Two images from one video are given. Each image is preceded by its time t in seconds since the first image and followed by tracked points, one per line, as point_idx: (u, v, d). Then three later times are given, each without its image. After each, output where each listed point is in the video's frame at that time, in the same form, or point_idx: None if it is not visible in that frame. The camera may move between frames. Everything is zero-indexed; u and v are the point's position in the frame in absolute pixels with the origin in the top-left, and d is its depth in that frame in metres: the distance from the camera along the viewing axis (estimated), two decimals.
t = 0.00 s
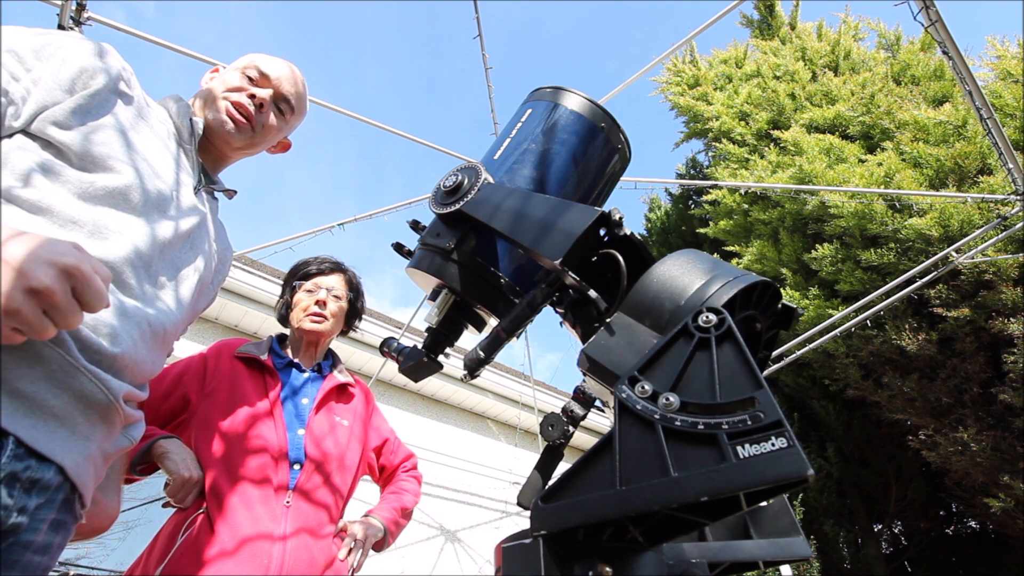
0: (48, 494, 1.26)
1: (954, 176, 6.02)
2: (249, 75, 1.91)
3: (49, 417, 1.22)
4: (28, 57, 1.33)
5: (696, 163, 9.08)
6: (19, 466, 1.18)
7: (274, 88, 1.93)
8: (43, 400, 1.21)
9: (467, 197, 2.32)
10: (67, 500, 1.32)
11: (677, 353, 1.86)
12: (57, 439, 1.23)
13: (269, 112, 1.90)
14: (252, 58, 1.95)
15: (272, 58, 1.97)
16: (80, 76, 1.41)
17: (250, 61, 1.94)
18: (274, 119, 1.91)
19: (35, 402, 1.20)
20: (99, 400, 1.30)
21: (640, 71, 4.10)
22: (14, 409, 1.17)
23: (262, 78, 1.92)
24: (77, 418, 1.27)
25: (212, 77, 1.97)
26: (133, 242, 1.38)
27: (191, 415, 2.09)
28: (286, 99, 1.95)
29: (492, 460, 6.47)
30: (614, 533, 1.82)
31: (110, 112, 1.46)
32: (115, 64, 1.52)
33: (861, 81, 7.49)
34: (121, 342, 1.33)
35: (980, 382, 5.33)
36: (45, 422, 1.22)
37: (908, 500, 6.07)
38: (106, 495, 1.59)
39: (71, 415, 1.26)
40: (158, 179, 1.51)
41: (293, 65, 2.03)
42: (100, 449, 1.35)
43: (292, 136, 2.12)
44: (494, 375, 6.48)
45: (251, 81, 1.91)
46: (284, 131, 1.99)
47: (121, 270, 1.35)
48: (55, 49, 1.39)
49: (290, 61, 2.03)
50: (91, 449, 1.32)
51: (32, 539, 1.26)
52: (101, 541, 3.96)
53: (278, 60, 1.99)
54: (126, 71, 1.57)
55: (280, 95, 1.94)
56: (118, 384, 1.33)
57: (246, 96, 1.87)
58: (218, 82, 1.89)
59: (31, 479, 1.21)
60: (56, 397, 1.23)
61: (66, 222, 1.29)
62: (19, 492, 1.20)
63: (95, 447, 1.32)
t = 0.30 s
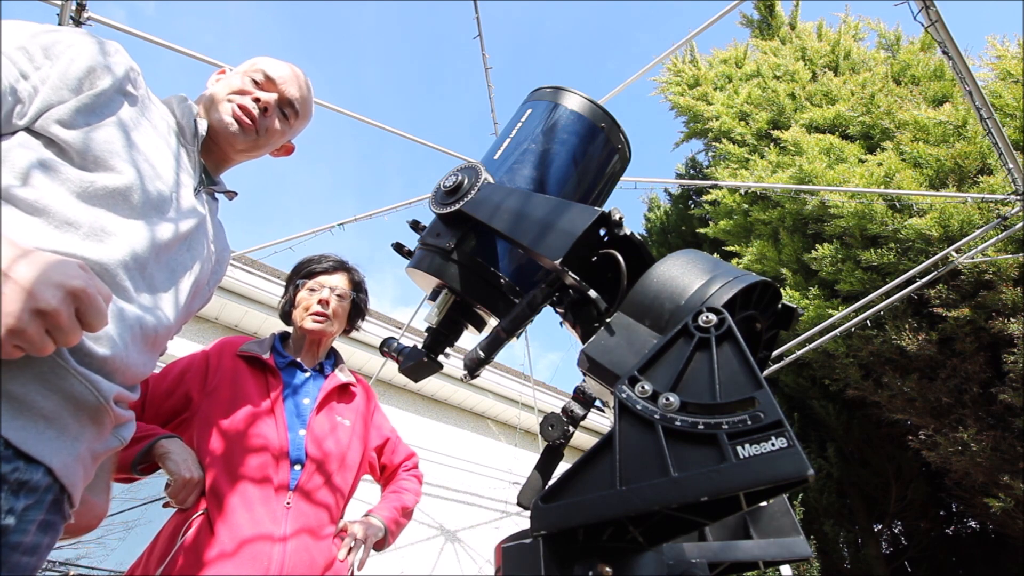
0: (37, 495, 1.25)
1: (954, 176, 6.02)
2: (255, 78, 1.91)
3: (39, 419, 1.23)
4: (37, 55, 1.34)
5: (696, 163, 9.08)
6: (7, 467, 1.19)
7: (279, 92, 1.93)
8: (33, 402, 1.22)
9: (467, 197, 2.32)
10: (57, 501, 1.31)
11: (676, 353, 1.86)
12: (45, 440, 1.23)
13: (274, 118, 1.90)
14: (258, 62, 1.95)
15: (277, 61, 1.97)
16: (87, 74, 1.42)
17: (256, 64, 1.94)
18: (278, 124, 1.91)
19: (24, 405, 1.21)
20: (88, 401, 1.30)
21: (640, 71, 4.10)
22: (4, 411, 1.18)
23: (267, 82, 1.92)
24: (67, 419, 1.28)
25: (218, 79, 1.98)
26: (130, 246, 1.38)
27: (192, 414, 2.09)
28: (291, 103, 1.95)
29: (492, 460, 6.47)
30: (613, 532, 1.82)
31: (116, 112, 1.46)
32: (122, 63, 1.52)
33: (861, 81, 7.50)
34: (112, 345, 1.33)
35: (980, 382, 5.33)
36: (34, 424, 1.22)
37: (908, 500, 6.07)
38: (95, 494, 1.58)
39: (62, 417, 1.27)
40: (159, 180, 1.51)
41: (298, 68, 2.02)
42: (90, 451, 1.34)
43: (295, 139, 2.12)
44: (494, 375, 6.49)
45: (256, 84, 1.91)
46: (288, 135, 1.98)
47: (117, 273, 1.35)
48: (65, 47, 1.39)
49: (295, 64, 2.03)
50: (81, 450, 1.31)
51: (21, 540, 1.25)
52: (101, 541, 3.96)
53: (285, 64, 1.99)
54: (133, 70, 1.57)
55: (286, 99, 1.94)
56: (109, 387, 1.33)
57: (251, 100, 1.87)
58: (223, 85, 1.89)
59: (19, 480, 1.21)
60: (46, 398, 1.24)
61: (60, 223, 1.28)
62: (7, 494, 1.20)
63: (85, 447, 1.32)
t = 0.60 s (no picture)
0: (33, 494, 1.26)
1: (954, 176, 6.02)
2: (254, 77, 1.91)
3: (32, 418, 1.23)
4: (30, 55, 1.35)
5: (696, 163, 9.07)
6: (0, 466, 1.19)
7: (278, 92, 1.92)
8: (26, 401, 1.21)
9: (467, 197, 2.32)
10: (54, 500, 1.31)
11: (677, 353, 1.86)
12: (39, 439, 1.23)
13: (272, 117, 1.90)
14: (258, 61, 1.95)
15: (277, 60, 1.97)
16: (82, 74, 1.42)
17: (255, 63, 1.94)
18: (276, 123, 1.91)
19: (17, 404, 1.21)
20: (83, 400, 1.29)
21: (640, 70, 4.10)
22: None
23: (266, 81, 1.92)
24: (62, 418, 1.27)
25: (218, 78, 1.98)
26: (124, 246, 1.37)
27: (194, 413, 2.08)
28: (290, 103, 1.94)
29: (492, 460, 6.47)
30: (613, 532, 1.83)
31: (110, 111, 1.46)
32: (117, 62, 1.52)
33: (861, 81, 7.50)
34: (106, 348, 1.32)
35: (980, 382, 5.33)
36: (28, 423, 1.22)
37: (908, 500, 6.07)
38: (94, 493, 1.58)
39: (56, 416, 1.26)
40: (154, 179, 1.51)
41: (298, 67, 2.02)
42: (86, 450, 1.34)
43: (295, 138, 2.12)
44: (494, 375, 6.49)
45: (255, 84, 1.91)
46: (287, 135, 1.98)
47: (111, 273, 1.34)
48: (59, 47, 1.40)
49: (295, 64, 2.02)
50: (77, 449, 1.31)
51: (18, 539, 1.27)
52: (101, 541, 3.96)
53: (285, 63, 1.99)
54: (129, 70, 1.57)
55: (285, 98, 1.93)
56: (105, 386, 1.32)
57: (250, 99, 1.87)
58: (222, 85, 1.90)
59: (14, 479, 1.21)
60: (39, 397, 1.23)
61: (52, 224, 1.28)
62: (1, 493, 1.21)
63: (81, 446, 1.32)
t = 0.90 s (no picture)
0: (21, 491, 1.23)
1: (954, 176, 6.01)
2: (253, 74, 1.91)
3: (20, 415, 1.22)
4: (25, 51, 1.36)
5: (696, 163, 9.08)
6: None
7: (277, 88, 1.92)
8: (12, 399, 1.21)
9: (467, 197, 2.32)
10: (44, 498, 1.29)
11: (677, 353, 1.86)
12: (27, 436, 1.22)
13: (271, 114, 1.90)
14: (257, 58, 1.95)
15: (277, 56, 1.97)
16: (77, 69, 1.42)
17: (255, 60, 1.94)
18: (276, 120, 1.91)
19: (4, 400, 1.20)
20: (71, 397, 1.29)
21: (640, 71, 4.10)
22: None
23: (265, 77, 1.92)
24: (50, 415, 1.27)
25: (219, 74, 1.98)
26: (115, 244, 1.37)
27: (198, 413, 2.08)
28: (289, 99, 1.95)
29: (492, 460, 6.47)
30: (613, 532, 1.83)
31: (106, 107, 1.46)
32: (115, 59, 1.52)
33: (861, 81, 7.50)
34: (91, 345, 1.31)
35: (980, 382, 5.33)
36: (16, 420, 1.21)
37: (908, 500, 6.07)
38: (89, 491, 1.58)
39: (44, 414, 1.26)
40: (150, 177, 1.51)
41: (299, 64, 2.01)
42: (77, 447, 1.33)
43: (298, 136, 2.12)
44: (494, 375, 6.49)
45: (254, 80, 1.91)
46: (288, 132, 1.99)
47: (100, 271, 1.34)
48: (55, 44, 1.41)
49: (297, 61, 2.01)
50: (67, 447, 1.30)
51: (6, 537, 1.23)
52: (101, 541, 3.95)
53: (284, 59, 1.99)
54: (128, 67, 1.57)
55: (284, 94, 1.94)
56: (93, 383, 1.32)
57: (249, 96, 1.87)
58: (223, 80, 1.90)
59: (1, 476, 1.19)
60: (26, 394, 1.23)
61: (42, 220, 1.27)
62: None
63: (71, 444, 1.31)
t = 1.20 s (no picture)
0: (21, 490, 1.23)
1: (954, 176, 6.01)
2: (250, 72, 1.91)
3: (21, 412, 1.22)
4: (23, 47, 1.36)
5: (696, 163, 9.08)
6: None
7: (274, 85, 1.92)
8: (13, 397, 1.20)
9: (467, 197, 2.32)
10: (44, 496, 1.29)
11: (677, 353, 1.86)
12: (29, 434, 1.22)
13: (269, 111, 1.90)
14: (255, 55, 1.95)
15: (274, 54, 1.97)
16: (76, 66, 1.42)
17: (252, 58, 1.94)
18: (274, 117, 1.91)
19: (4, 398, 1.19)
20: (73, 395, 1.29)
21: (640, 71, 4.10)
22: None
23: (263, 75, 1.92)
24: (51, 412, 1.26)
25: (216, 71, 1.98)
26: (115, 241, 1.37)
27: (204, 412, 2.08)
28: (287, 97, 1.94)
29: (492, 459, 6.47)
30: (613, 533, 1.83)
31: (104, 104, 1.46)
32: (113, 57, 1.52)
33: (861, 81, 7.50)
34: (92, 342, 1.32)
35: (980, 382, 5.33)
36: (18, 418, 1.21)
37: (908, 500, 6.07)
38: (85, 491, 1.58)
39: (46, 411, 1.26)
40: (148, 174, 1.51)
41: (297, 63, 2.01)
42: (77, 445, 1.33)
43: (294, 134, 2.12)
44: (494, 375, 6.49)
45: (252, 78, 1.91)
46: (285, 130, 1.99)
47: (100, 267, 1.35)
48: (54, 40, 1.41)
49: (295, 60, 2.01)
50: (67, 445, 1.30)
51: (6, 536, 1.23)
52: (101, 541, 3.95)
53: (282, 57, 1.99)
54: (126, 65, 1.57)
55: (282, 92, 1.94)
56: (95, 380, 1.32)
57: (245, 93, 1.87)
58: (221, 78, 1.90)
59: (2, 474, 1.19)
60: (27, 391, 1.22)
61: (42, 218, 1.27)
62: None
63: (71, 442, 1.31)
